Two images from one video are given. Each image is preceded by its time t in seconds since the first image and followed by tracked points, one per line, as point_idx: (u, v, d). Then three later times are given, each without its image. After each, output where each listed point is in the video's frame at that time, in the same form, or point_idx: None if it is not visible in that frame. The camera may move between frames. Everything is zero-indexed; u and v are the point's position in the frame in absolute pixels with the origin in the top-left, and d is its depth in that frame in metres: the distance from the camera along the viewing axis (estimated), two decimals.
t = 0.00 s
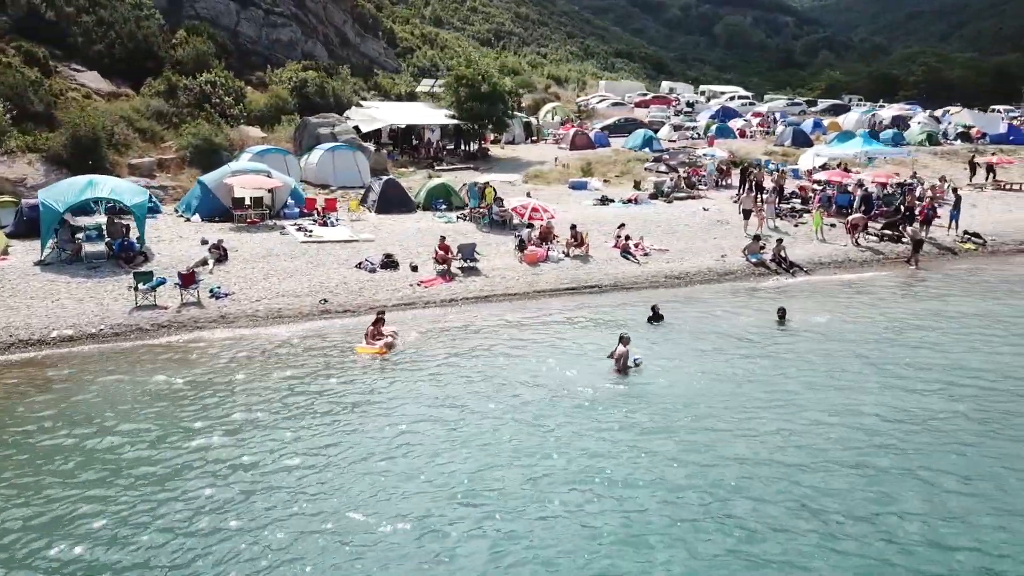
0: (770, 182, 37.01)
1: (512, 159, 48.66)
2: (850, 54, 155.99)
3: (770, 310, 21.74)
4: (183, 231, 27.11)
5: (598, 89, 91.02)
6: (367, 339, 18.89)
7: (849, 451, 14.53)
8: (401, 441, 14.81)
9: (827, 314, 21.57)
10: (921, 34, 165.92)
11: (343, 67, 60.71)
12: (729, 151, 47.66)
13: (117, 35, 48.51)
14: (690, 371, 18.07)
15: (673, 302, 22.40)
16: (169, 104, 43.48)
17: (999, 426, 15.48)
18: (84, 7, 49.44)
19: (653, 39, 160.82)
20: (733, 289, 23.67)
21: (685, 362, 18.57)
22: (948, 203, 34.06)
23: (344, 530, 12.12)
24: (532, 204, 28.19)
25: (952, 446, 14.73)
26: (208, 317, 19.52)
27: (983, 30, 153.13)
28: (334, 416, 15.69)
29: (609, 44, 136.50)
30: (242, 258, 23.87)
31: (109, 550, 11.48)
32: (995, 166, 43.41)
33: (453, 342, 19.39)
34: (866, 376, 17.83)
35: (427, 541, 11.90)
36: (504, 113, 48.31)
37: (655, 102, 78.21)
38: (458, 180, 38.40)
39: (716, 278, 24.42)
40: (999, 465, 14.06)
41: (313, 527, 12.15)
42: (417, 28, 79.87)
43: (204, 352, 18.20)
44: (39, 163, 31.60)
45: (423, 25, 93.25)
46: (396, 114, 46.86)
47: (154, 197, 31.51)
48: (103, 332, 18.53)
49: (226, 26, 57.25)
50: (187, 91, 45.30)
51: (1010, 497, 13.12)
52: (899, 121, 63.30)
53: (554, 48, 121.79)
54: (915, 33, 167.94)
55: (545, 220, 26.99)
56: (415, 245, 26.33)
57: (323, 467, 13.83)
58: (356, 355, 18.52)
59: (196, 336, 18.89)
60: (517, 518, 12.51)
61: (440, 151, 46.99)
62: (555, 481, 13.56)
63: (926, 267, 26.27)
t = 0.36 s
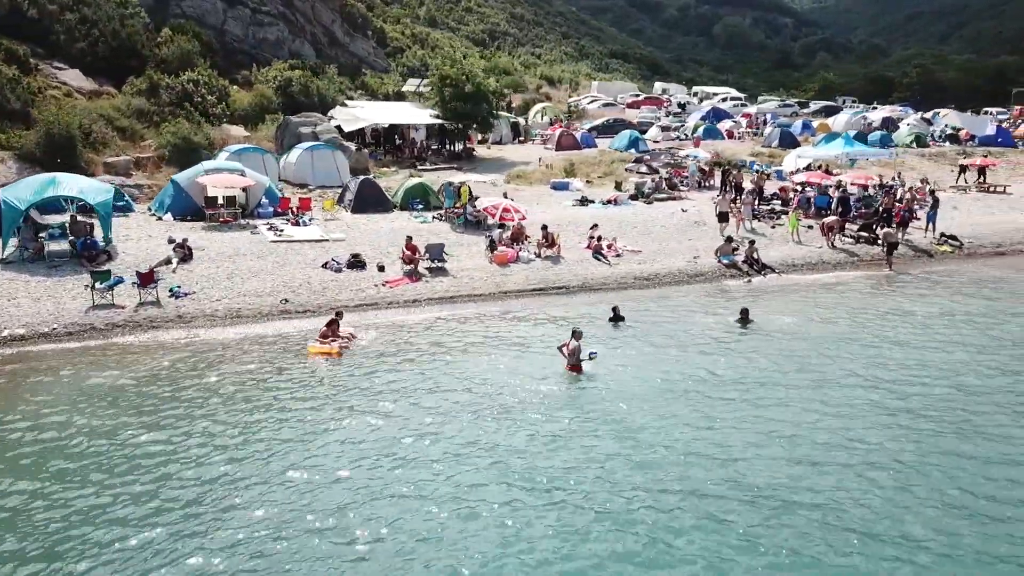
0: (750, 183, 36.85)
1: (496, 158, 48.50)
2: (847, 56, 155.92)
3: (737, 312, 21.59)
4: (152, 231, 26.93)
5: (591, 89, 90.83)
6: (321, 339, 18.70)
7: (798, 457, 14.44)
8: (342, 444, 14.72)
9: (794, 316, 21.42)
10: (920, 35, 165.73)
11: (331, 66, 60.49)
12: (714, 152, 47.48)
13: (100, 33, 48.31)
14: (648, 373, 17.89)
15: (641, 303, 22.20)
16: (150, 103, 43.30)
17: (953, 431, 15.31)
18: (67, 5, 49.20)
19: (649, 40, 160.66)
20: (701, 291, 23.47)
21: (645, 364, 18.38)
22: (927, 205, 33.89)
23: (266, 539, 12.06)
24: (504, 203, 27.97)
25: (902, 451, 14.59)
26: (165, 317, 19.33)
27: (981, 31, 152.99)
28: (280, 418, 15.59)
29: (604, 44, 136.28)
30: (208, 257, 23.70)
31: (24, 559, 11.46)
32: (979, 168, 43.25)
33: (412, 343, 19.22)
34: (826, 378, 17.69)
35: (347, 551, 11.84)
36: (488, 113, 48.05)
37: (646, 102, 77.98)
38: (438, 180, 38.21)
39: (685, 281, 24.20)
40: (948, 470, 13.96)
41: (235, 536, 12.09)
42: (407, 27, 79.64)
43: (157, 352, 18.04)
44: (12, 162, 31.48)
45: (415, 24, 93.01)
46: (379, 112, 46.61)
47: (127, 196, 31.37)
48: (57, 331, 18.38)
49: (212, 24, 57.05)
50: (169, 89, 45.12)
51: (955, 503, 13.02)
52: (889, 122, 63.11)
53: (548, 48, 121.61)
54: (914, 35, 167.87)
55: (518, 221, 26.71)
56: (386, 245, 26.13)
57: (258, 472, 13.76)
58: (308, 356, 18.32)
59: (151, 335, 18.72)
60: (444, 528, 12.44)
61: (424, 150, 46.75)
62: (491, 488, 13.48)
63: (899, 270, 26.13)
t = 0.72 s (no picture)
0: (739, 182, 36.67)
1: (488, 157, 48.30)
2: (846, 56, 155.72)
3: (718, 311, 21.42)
4: (133, 228, 26.76)
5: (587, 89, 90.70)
6: (292, 335, 18.51)
7: (767, 452, 14.26)
8: (304, 441, 14.47)
9: (776, 315, 21.23)
10: (921, 35, 165.44)
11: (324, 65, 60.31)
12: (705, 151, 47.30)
13: (90, 30, 48.15)
14: (624, 371, 17.70)
15: (621, 303, 22.00)
16: (139, 101, 43.15)
17: (927, 426, 15.11)
18: (57, 2, 49.02)
19: (648, 40, 160.48)
20: (683, 289, 23.31)
21: (622, 362, 18.20)
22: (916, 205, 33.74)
23: (207, 538, 11.75)
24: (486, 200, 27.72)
25: (873, 447, 14.41)
26: (139, 314, 19.16)
27: (982, 31, 152.67)
28: (247, 415, 15.37)
29: (602, 44, 136.11)
30: (187, 254, 23.54)
31: None
32: (971, 168, 43.05)
33: (388, 341, 19.04)
34: (803, 375, 17.49)
35: (286, 550, 11.53)
36: (479, 111, 47.79)
37: (642, 102, 77.78)
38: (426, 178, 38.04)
39: (667, 280, 23.99)
40: (920, 464, 13.78)
41: (174, 536, 11.76)
42: (403, 26, 79.47)
43: (127, 348, 17.87)
44: None
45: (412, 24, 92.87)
46: (369, 111, 46.42)
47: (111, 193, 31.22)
48: (27, 327, 18.22)
49: (205, 22, 56.88)
50: (159, 87, 44.97)
51: (922, 497, 12.83)
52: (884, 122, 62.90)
53: (546, 48, 121.43)
54: (914, 35, 167.65)
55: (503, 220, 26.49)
56: (368, 242, 25.95)
57: (215, 466, 13.61)
58: (279, 352, 18.12)
59: (122, 331, 18.56)
60: (394, 527, 12.13)
61: (414, 149, 46.54)
62: (450, 482, 13.31)
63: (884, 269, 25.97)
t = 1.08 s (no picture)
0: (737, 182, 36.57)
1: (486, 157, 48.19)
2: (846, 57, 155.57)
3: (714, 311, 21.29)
4: (128, 227, 26.67)
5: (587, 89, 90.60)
6: (284, 335, 18.30)
7: (759, 450, 14.16)
8: (290, 440, 14.31)
9: (772, 314, 21.11)
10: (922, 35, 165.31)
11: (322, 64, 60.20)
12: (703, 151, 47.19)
13: (87, 29, 48.06)
14: (618, 371, 17.58)
15: (617, 302, 21.87)
16: (136, 100, 43.06)
17: (921, 426, 15.01)
18: (55, 1, 48.92)
19: (648, 40, 160.35)
20: (679, 289, 23.19)
21: (616, 362, 18.07)
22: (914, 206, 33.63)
23: (186, 534, 11.63)
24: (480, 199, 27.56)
25: (865, 445, 14.32)
26: (131, 314, 19.08)
27: (983, 31, 152.43)
28: (235, 414, 15.23)
29: (602, 45, 135.99)
30: (180, 253, 23.45)
31: None
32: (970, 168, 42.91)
33: (381, 340, 18.92)
34: (798, 375, 17.38)
35: (268, 543, 11.47)
36: (477, 111, 47.63)
37: (641, 102, 77.64)
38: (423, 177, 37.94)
39: (663, 280, 23.88)
40: (912, 463, 13.68)
41: (154, 532, 11.64)
42: (402, 26, 79.35)
43: (118, 347, 17.79)
44: None
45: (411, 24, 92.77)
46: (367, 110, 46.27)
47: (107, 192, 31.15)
48: (18, 326, 18.15)
49: (203, 22, 56.77)
50: (156, 86, 44.88)
51: (913, 496, 12.74)
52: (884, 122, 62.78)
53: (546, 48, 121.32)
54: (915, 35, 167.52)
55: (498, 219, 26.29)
56: (362, 242, 25.84)
57: (201, 460, 13.57)
58: (269, 353, 17.95)
59: (113, 330, 18.48)
60: (375, 524, 11.96)
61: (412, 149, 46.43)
62: (437, 477, 13.27)
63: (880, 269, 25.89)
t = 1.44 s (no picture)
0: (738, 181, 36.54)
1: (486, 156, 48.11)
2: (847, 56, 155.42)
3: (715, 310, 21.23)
4: (128, 227, 26.64)
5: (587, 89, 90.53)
6: (284, 335, 18.28)
7: (760, 445, 14.14)
8: (291, 435, 14.37)
9: (773, 312, 21.08)
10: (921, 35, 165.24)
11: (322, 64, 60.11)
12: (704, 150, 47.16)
13: (87, 29, 48.02)
14: (618, 369, 17.54)
15: (617, 301, 21.83)
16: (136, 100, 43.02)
17: (922, 422, 15.00)
18: (55, 1, 48.90)
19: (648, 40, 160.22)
20: (679, 288, 23.17)
21: (617, 360, 18.02)
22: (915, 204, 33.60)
23: (186, 528, 11.68)
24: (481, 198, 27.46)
25: (866, 440, 14.32)
26: (132, 313, 19.08)
27: (983, 31, 152.29)
28: (235, 410, 15.26)
29: (603, 44, 135.87)
30: (180, 253, 23.42)
31: None
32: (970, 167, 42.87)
33: (381, 339, 18.88)
34: (799, 372, 17.35)
35: (268, 535, 11.52)
36: (477, 110, 47.53)
37: (642, 101, 77.55)
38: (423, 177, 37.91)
39: (663, 279, 23.83)
40: (912, 458, 13.68)
41: (156, 526, 11.69)
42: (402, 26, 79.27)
43: (117, 346, 17.77)
44: None
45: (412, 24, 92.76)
46: (367, 110, 46.22)
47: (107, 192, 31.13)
48: (18, 325, 18.13)
49: (203, 22, 56.71)
50: (156, 86, 44.85)
51: (913, 490, 12.72)
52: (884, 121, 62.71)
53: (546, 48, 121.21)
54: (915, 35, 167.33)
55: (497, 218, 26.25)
56: (362, 242, 25.80)
57: (201, 456, 13.62)
58: (269, 353, 17.90)
59: (113, 329, 18.47)
60: (372, 521, 11.91)
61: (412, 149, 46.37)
62: (436, 471, 13.31)
63: (880, 266, 25.88)
